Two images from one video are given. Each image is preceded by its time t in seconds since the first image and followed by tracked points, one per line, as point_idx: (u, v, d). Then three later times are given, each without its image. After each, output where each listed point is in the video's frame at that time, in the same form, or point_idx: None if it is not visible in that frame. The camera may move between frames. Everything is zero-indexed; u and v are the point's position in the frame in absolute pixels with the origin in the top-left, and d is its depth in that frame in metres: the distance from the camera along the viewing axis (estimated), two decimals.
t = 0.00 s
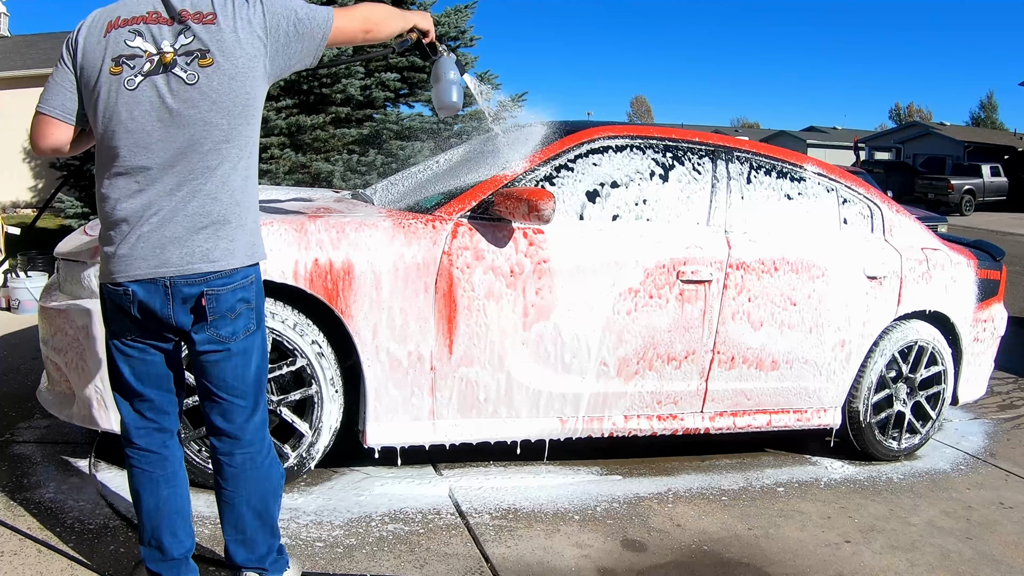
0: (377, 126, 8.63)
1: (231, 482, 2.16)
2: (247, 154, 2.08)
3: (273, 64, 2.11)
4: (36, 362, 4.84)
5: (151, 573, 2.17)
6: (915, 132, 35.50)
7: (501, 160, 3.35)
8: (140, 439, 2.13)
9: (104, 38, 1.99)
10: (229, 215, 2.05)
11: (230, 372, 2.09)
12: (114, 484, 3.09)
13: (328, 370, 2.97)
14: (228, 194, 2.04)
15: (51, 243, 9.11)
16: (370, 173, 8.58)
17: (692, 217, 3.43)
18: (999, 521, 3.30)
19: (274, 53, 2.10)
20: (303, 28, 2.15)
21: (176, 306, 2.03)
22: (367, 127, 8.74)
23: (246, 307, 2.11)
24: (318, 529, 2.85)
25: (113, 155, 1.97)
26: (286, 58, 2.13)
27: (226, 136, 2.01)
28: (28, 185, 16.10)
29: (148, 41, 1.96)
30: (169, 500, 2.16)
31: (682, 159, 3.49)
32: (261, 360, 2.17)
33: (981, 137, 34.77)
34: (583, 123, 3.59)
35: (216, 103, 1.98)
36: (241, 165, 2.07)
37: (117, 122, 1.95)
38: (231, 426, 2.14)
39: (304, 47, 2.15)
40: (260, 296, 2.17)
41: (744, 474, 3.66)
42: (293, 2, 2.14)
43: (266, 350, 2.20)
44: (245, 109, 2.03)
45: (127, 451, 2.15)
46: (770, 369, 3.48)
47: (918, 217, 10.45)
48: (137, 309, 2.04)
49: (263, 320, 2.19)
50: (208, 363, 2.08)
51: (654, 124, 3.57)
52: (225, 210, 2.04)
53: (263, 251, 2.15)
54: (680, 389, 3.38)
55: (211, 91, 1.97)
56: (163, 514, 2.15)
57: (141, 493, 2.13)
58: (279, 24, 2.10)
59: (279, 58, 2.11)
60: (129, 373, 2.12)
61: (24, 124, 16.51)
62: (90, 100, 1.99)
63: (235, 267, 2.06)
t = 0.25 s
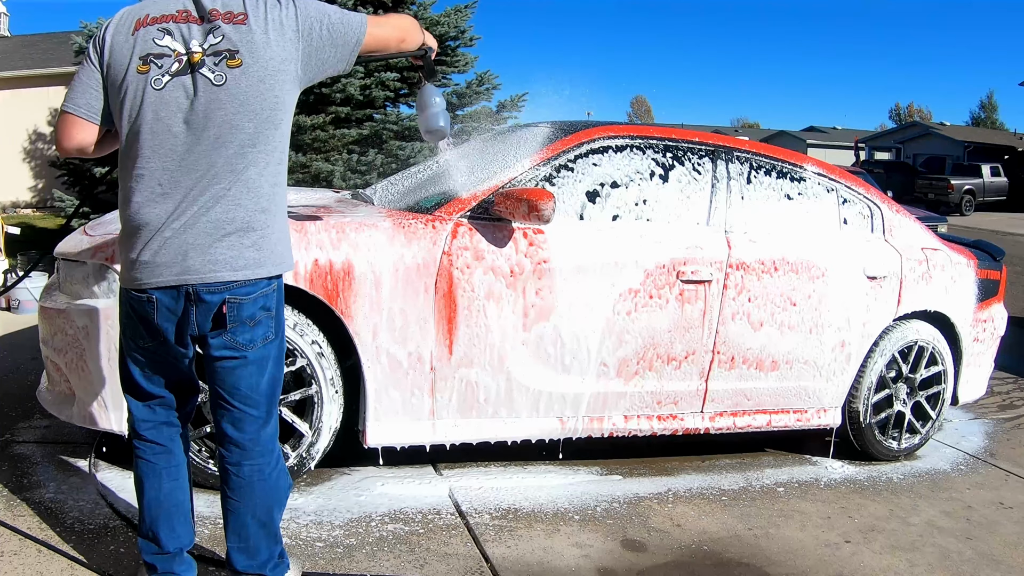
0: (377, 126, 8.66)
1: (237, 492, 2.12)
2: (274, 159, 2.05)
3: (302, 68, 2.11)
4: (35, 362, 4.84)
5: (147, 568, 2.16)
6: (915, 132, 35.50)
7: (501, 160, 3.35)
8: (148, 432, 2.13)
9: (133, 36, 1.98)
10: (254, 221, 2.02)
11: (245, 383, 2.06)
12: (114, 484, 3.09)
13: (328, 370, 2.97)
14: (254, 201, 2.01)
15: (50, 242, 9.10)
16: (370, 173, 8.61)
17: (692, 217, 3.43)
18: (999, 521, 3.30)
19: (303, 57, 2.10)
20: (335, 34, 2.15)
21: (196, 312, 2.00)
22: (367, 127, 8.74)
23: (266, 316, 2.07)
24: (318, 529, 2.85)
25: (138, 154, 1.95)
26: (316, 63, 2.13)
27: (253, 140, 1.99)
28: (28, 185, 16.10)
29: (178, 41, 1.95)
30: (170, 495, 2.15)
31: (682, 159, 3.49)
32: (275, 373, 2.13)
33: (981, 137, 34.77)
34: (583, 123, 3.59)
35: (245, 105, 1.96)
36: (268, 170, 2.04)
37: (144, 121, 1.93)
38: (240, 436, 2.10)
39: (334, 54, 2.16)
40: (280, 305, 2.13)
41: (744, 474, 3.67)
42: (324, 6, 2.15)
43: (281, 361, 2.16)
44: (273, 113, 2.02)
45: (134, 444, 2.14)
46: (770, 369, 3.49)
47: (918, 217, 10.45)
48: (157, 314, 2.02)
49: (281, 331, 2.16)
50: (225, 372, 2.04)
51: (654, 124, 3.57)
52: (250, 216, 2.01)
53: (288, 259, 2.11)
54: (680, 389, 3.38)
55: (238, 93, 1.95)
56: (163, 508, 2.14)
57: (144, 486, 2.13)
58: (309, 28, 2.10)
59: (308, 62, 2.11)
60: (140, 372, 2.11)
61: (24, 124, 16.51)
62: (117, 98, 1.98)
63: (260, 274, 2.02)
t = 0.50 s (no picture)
0: (377, 126, 8.70)
1: (242, 494, 2.12)
2: (284, 163, 2.05)
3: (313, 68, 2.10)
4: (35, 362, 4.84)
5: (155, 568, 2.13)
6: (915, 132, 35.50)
7: (501, 159, 3.35)
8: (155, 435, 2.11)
9: (143, 33, 1.97)
10: (264, 225, 2.02)
11: (254, 387, 2.06)
12: (114, 484, 3.09)
13: (328, 370, 2.97)
14: (263, 204, 2.01)
15: (50, 242, 9.10)
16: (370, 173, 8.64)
17: (692, 217, 3.43)
18: (999, 521, 3.30)
19: (314, 58, 2.09)
20: (347, 35, 2.15)
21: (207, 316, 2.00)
22: (367, 127, 8.76)
23: (275, 319, 2.07)
24: (318, 529, 2.85)
25: (146, 154, 1.94)
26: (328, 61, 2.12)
27: (263, 143, 1.99)
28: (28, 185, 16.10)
29: (187, 40, 1.94)
30: (180, 494, 2.13)
31: (683, 159, 3.49)
32: (283, 376, 2.14)
33: (981, 137, 34.76)
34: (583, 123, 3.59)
35: (255, 106, 1.96)
36: (278, 173, 2.04)
37: (152, 121, 1.92)
38: (247, 440, 2.09)
39: (346, 56, 2.16)
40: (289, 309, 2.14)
41: (744, 474, 3.67)
42: (336, 6, 2.14)
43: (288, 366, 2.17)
44: (283, 114, 2.01)
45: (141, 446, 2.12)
46: (770, 370, 3.48)
47: (918, 217, 10.45)
48: (164, 322, 2.00)
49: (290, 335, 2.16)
50: (234, 377, 2.04)
51: (654, 124, 3.57)
52: (259, 220, 2.01)
53: (297, 264, 2.11)
54: (681, 390, 3.38)
55: (248, 94, 1.95)
56: (173, 507, 2.11)
57: (155, 486, 2.10)
58: (321, 28, 2.10)
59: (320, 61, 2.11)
60: (149, 382, 2.09)
61: (24, 124, 16.51)
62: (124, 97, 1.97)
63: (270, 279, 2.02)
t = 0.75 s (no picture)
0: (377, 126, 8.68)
1: (243, 498, 2.12)
2: (285, 164, 2.02)
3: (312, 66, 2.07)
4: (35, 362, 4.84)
5: None
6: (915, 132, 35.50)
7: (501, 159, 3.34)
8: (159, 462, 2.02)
9: (135, 33, 1.91)
10: (267, 228, 2.00)
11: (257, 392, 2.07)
12: (114, 484, 3.09)
13: (328, 370, 2.97)
14: (265, 206, 1.98)
15: (50, 242, 9.09)
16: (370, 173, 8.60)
17: (692, 217, 3.43)
18: (999, 521, 3.30)
19: (313, 55, 2.05)
20: (346, 30, 2.11)
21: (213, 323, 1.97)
22: (367, 127, 8.75)
23: (278, 323, 2.08)
24: (318, 529, 2.85)
25: (142, 158, 1.88)
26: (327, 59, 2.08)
27: (264, 145, 1.95)
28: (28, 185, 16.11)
29: (182, 39, 1.89)
30: (192, 525, 2.04)
31: (683, 159, 3.49)
32: (285, 380, 2.15)
33: (981, 137, 34.76)
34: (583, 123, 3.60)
35: (255, 107, 1.91)
36: (279, 175, 2.01)
37: (147, 123, 1.86)
38: (249, 445, 2.10)
39: (344, 53, 2.12)
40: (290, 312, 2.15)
41: (744, 474, 3.67)
42: (334, 2, 2.10)
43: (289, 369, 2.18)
44: (283, 115, 1.98)
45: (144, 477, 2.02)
46: (770, 370, 3.49)
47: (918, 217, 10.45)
48: (164, 328, 1.94)
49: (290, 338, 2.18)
50: (237, 382, 2.05)
51: (654, 124, 3.57)
52: (261, 222, 1.98)
53: (300, 266, 2.10)
54: (680, 389, 3.38)
55: (248, 95, 1.90)
56: (186, 539, 2.03)
57: (163, 518, 2.02)
58: (319, 25, 2.06)
59: (319, 59, 2.07)
60: (146, 398, 2.00)
61: (24, 124, 16.52)
62: (117, 99, 1.91)
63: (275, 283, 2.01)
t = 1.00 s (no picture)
0: (377, 126, 8.66)
1: (240, 509, 2.09)
2: (272, 168, 1.96)
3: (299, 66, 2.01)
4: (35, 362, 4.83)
5: None
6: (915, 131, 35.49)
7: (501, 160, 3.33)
8: (165, 489, 1.98)
9: (112, 33, 1.83)
10: (256, 236, 1.94)
11: (250, 406, 2.02)
12: (114, 484, 3.08)
13: (327, 370, 2.97)
14: (253, 212, 1.92)
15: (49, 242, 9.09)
16: (370, 173, 8.59)
17: (692, 217, 3.43)
18: (999, 521, 3.30)
19: (298, 54, 1.99)
20: (333, 29, 2.06)
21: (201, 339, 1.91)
22: (367, 127, 8.75)
23: (269, 334, 2.03)
24: (318, 529, 2.86)
25: (121, 164, 1.81)
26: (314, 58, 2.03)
27: (250, 148, 1.88)
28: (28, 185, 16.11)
29: (162, 39, 1.81)
30: (204, 559, 2.02)
31: (683, 160, 3.49)
32: (278, 390, 2.11)
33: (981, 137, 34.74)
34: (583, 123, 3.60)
35: (240, 108, 1.84)
36: (266, 179, 1.94)
37: (126, 127, 1.79)
38: (244, 457, 2.07)
39: (331, 54, 2.07)
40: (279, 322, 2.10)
41: (744, 474, 3.67)
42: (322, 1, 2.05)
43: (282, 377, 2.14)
44: (270, 115, 1.90)
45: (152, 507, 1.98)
46: (770, 370, 3.49)
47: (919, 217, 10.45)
48: (153, 341, 1.89)
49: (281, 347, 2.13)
50: (232, 398, 2.00)
51: (654, 124, 3.57)
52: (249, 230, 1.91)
53: (289, 274, 2.05)
54: (680, 390, 3.38)
55: (232, 96, 1.83)
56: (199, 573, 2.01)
57: (173, 552, 1.99)
58: (305, 23, 2.00)
59: (306, 60, 2.01)
60: (147, 416, 1.95)
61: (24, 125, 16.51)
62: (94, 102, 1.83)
63: (266, 294, 1.97)
